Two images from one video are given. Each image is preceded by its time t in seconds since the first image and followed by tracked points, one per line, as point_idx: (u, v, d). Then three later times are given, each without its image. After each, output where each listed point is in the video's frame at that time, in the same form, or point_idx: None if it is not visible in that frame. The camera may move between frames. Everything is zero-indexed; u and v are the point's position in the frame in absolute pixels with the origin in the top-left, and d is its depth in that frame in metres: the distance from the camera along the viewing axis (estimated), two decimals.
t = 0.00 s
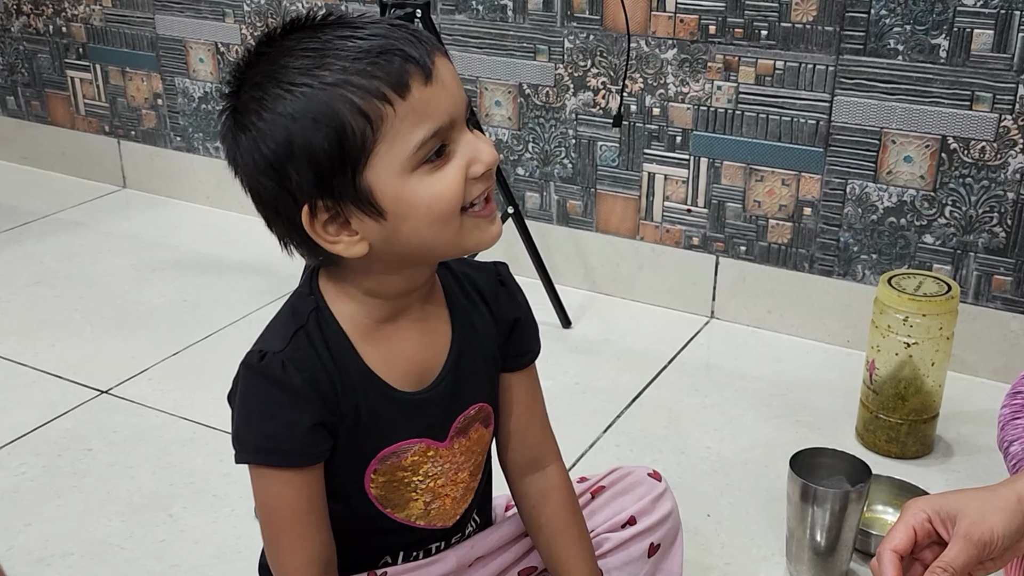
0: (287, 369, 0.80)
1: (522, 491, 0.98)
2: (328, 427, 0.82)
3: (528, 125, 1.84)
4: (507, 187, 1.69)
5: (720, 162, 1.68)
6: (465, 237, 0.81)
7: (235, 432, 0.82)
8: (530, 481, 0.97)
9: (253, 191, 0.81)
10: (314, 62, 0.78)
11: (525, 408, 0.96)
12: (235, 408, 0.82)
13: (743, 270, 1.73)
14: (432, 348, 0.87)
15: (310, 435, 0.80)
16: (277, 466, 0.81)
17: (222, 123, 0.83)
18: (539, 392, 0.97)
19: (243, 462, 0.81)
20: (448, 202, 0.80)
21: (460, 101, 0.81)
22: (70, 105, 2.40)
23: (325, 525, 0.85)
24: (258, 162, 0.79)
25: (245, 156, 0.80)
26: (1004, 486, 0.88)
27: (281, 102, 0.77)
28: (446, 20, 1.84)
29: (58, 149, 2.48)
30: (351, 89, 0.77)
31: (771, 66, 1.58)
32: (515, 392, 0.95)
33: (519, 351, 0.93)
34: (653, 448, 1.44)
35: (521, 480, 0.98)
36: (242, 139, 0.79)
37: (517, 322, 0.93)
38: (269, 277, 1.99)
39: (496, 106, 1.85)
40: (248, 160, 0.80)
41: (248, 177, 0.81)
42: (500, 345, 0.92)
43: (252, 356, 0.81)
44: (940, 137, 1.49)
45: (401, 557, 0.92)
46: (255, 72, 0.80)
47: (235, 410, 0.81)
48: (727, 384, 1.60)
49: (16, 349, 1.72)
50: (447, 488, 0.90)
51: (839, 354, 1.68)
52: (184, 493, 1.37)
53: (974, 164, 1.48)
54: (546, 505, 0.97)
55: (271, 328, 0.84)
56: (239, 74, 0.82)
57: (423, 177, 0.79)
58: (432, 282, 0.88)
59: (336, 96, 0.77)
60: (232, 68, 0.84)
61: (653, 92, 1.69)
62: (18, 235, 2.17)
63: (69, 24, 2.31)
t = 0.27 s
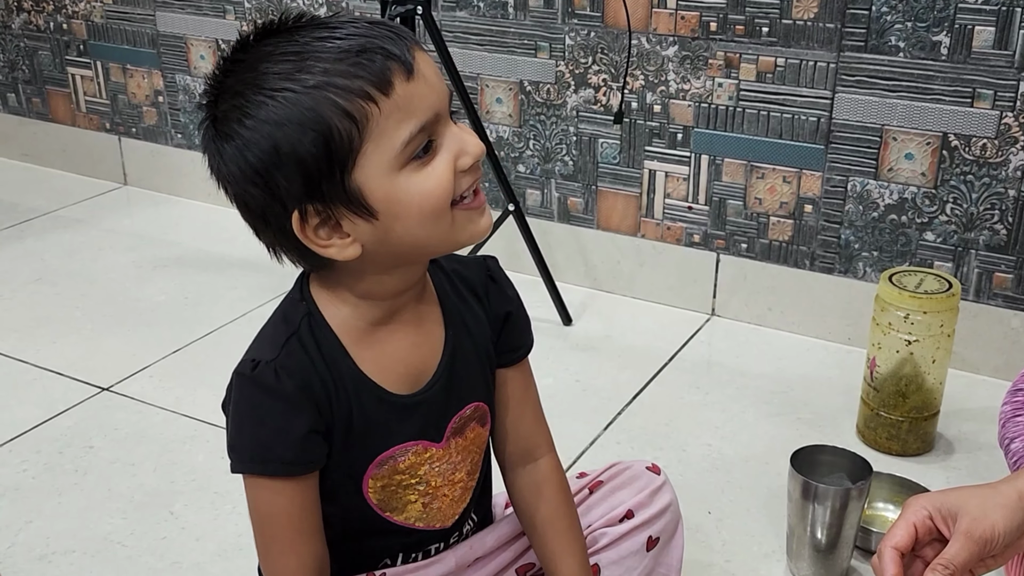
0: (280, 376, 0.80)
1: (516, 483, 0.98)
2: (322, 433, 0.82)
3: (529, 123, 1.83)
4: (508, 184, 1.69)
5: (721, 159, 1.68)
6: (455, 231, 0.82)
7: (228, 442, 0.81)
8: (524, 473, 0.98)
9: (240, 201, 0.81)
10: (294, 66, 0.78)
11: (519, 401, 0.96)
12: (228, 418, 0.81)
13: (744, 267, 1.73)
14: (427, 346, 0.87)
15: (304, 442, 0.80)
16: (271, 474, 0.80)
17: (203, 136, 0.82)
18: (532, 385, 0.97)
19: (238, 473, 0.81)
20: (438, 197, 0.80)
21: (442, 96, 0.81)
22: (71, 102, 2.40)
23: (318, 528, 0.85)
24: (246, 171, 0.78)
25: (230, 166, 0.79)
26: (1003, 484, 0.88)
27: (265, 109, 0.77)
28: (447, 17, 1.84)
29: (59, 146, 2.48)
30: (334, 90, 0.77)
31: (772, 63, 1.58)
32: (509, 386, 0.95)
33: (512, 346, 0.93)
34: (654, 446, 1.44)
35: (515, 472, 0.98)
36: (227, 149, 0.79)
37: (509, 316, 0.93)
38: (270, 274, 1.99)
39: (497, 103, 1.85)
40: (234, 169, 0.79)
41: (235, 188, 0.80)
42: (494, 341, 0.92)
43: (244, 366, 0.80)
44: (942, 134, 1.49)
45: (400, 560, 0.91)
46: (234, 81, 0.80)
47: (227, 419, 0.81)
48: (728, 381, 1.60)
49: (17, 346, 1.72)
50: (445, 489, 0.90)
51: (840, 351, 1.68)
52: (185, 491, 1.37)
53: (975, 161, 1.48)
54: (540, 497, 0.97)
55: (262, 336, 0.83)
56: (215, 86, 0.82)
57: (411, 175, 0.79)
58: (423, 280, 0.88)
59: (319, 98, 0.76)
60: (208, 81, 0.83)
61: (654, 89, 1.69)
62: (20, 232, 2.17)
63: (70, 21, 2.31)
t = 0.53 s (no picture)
0: (280, 382, 0.80)
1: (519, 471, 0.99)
2: (322, 439, 0.82)
3: (530, 120, 1.83)
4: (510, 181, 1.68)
5: (722, 156, 1.68)
6: (452, 239, 0.81)
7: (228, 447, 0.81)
8: (526, 461, 0.98)
9: (233, 189, 0.80)
10: (301, 59, 0.77)
11: (523, 391, 0.97)
12: (229, 423, 0.81)
13: (746, 265, 1.73)
14: (422, 353, 0.86)
15: (304, 450, 0.80)
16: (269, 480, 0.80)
17: (202, 120, 0.81)
18: (537, 377, 0.97)
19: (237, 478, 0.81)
20: (435, 204, 0.80)
21: (448, 103, 0.81)
22: (72, 99, 2.40)
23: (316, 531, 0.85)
24: (242, 161, 0.78)
25: (227, 153, 0.79)
26: (1004, 482, 0.88)
27: (267, 101, 0.76)
28: (449, 14, 1.84)
29: (61, 143, 2.48)
30: (340, 88, 0.76)
31: (774, 60, 1.58)
32: (512, 382, 0.96)
33: (513, 344, 0.94)
34: (655, 443, 1.44)
35: (518, 460, 0.99)
36: (225, 136, 0.78)
37: (510, 315, 0.93)
38: (271, 271, 1.99)
39: (498, 100, 1.85)
40: (230, 158, 0.79)
41: (230, 176, 0.80)
42: (495, 340, 0.92)
43: (244, 372, 0.80)
44: (943, 131, 1.48)
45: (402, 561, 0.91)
46: (239, 69, 0.79)
47: (227, 423, 0.81)
48: (729, 378, 1.60)
49: (18, 343, 1.72)
50: (446, 490, 0.90)
51: (842, 349, 1.67)
52: (186, 488, 1.37)
53: (977, 158, 1.48)
54: (540, 486, 0.97)
55: (262, 340, 0.83)
56: (220, 70, 0.81)
57: (411, 179, 0.79)
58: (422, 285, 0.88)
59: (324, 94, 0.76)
60: (213, 64, 0.83)
61: (655, 86, 1.69)
62: (21, 229, 2.17)
63: (71, 17, 2.31)
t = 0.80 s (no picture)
0: (295, 382, 0.80)
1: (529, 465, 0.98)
2: (335, 439, 0.82)
3: (532, 117, 1.83)
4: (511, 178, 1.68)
5: (724, 154, 1.68)
6: (469, 215, 0.80)
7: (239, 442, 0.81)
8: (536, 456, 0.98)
9: (260, 173, 0.82)
10: (321, 41, 0.79)
11: (540, 392, 0.97)
12: (241, 419, 0.81)
13: (748, 263, 1.73)
14: (439, 347, 0.86)
15: (317, 449, 0.80)
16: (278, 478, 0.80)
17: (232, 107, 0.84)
18: (553, 379, 0.98)
19: (246, 473, 0.81)
20: (451, 176, 0.78)
21: (466, 78, 0.80)
22: (74, 95, 2.40)
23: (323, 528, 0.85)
24: (265, 142, 0.80)
25: (252, 136, 0.81)
26: (1007, 480, 0.88)
27: (287, 82, 0.78)
28: (450, 11, 1.84)
29: (62, 139, 2.48)
30: (356, 64, 0.77)
31: (776, 57, 1.58)
32: (528, 382, 0.96)
33: (529, 346, 0.93)
34: (657, 440, 1.44)
35: (529, 454, 0.99)
36: (250, 118, 0.80)
37: (527, 316, 0.93)
38: (273, 268, 1.99)
39: (499, 97, 1.85)
40: (256, 138, 0.80)
41: (256, 159, 0.81)
42: (510, 342, 0.92)
43: (259, 368, 0.80)
44: (945, 129, 1.48)
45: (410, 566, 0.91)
46: (263, 53, 0.82)
47: (239, 418, 0.81)
48: (731, 376, 1.60)
49: (20, 339, 1.72)
50: (453, 490, 0.89)
51: (843, 347, 1.67)
52: (188, 484, 1.37)
53: (979, 156, 1.48)
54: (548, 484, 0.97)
55: (277, 337, 0.83)
56: (247, 58, 0.84)
57: (426, 152, 0.78)
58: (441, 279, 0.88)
59: (340, 72, 0.77)
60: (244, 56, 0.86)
61: (657, 83, 1.69)
62: (22, 226, 2.17)
63: (72, 13, 2.31)
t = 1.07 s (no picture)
0: (307, 363, 0.80)
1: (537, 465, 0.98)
2: (344, 423, 0.82)
3: (533, 114, 1.83)
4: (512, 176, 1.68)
5: (725, 151, 1.68)
6: (484, 220, 0.81)
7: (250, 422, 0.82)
8: (543, 455, 0.98)
9: (275, 164, 0.82)
10: (347, 38, 0.79)
11: (544, 389, 0.96)
12: (253, 399, 0.82)
13: (749, 260, 1.73)
14: (448, 339, 0.86)
15: (327, 431, 0.80)
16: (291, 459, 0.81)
17: (251, 96, 0.84)
18: (557, 372, 0.97)
19: (258, 454, 0.81)
20: (467, 181, 0.79)
21: (488, 86, 0.81)
22: (74, 93, 2.40)
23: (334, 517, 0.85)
24: (282, 134, 0.80)
25: (270, 126, 0.80)
26: (1009, 478, 0.88)
27: (310, 75, 0.78)
28: (451, 8, 1.83)
29: (63, 137, 2.48)
30: (380, 63, 0.77)
31: (777, 55, 1.57)
32: (531, 376, 0.95)
33: (537, 339, 0.93)
34: (657, 438, 1.44)
35: (536, 453, 0.98)
36: (268, 109, 0.80)
37: (534, 310, 0.93)
38: (273, 266, 1.99)
39: (500, 94, 1.85)
40: (274, 131, 0.80)
41: (271, 149, 0.81)
42: (518, 332, 0.92)
43: (272, 348, 0.81)
44: (947, 126, 1.48)
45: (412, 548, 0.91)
46: (286, 46, 0.81)
47: (251, 399, 0.81)
48: (731, 373, 1.60)
49: (20, 336, 1.73)
50: (457, 477, 0.89)
51: (843, 344, 1.67)
52: (189, 481, 1.37)
53: (980, 154, 1.48)
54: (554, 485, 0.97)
55: (290, 319, 0.84)
56: (270, 49, 0.83)
57: (443, 155, 0.79)
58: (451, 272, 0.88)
59: (364, 70, 0.77)
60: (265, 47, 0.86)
61: (657, 81, 1.69)
62: (23, 223, 2.17)
63: (73, 11, 2.31)
